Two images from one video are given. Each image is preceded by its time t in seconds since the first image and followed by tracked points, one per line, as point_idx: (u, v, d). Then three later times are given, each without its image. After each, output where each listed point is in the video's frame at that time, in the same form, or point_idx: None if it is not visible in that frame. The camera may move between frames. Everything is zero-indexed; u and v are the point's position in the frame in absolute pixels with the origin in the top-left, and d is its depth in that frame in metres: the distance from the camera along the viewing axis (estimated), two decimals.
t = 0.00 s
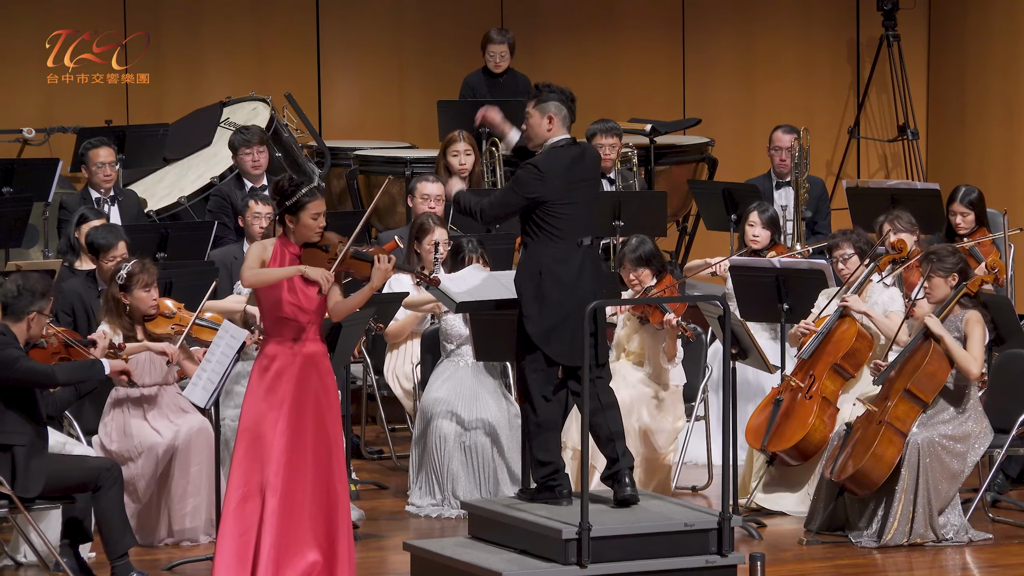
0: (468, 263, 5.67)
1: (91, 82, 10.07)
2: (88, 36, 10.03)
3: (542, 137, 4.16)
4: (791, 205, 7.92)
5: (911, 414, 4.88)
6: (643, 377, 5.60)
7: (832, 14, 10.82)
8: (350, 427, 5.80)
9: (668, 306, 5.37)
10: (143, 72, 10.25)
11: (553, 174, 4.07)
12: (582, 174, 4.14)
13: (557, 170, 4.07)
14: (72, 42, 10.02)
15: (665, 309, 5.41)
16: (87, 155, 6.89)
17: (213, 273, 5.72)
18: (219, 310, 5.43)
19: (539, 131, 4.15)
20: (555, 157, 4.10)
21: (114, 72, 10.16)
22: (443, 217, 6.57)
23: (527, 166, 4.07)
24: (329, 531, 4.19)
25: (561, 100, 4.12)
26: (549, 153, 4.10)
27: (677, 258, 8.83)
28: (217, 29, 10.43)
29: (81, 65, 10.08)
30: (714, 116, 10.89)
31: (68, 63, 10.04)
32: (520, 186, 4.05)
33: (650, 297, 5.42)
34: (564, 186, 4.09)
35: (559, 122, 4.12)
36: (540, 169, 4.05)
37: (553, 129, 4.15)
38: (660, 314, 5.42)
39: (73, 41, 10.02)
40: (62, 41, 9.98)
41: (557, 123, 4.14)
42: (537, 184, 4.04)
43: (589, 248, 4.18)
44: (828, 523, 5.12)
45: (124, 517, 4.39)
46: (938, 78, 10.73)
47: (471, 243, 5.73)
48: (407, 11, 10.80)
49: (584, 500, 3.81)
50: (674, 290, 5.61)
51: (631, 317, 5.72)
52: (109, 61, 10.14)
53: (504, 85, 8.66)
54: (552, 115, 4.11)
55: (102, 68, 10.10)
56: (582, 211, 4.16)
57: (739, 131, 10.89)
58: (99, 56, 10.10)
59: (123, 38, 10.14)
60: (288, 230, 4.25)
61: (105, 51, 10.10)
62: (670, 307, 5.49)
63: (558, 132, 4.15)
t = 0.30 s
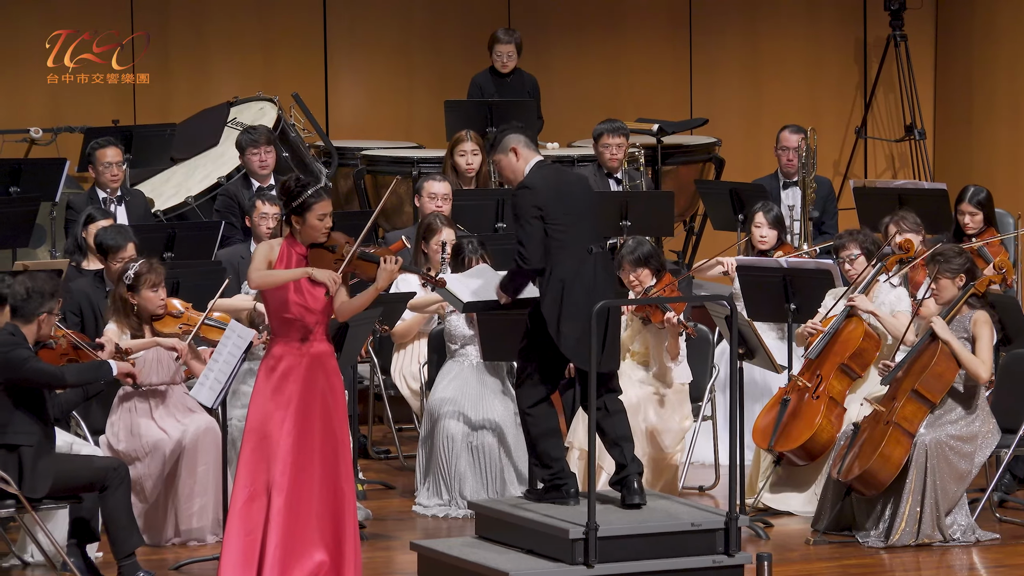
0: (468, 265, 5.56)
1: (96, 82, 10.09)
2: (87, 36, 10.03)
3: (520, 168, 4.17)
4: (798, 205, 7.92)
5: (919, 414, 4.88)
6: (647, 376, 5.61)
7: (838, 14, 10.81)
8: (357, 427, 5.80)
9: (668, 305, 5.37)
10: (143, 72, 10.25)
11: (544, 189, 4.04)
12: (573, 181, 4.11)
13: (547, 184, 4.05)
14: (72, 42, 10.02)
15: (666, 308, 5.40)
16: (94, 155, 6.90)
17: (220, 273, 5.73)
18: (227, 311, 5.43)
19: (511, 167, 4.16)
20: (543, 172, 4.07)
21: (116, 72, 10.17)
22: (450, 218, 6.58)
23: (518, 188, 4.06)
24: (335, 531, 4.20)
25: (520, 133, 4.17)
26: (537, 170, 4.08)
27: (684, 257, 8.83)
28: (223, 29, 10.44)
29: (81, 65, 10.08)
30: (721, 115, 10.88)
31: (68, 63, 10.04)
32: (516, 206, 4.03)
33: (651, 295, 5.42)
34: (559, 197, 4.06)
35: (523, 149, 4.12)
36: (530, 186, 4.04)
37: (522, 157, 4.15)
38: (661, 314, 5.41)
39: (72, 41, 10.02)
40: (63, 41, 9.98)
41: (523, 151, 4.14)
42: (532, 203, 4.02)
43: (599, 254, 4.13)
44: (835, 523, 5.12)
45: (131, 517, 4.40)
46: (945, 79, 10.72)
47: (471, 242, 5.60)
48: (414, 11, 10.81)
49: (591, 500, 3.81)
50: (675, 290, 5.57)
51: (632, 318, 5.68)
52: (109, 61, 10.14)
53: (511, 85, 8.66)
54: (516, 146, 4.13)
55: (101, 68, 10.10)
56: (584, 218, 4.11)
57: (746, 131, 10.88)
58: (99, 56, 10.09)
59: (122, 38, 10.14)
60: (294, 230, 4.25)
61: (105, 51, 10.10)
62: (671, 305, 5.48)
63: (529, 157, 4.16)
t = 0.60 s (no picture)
0: (469, 265, 5.49)
1: (96, 82, 10.10)
2: (88, 36, 10.04)
3: (536, 171, 4.20)
4: (806, 205, 7.91)
5: (927, 414, 4.87)
6: (650, 375, 5.61)
7: (845, 15, 10.79)
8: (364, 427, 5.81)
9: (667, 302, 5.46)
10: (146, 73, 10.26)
11: (558, 193, 4.06)
12: (585, 186, 4.13)
13: (561, 188, 4.07)
14: (72, 42, 10.03)
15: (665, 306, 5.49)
16: (101, 154, 6.91)
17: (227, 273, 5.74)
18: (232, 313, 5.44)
19: (525, 169, 4.19)
20: (556, 177, 4.10)
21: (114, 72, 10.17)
22: (458, 218, 6.58)
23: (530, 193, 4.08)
24: (342, 530, 4.20)
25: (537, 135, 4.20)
26: (549, 175, 4.11)
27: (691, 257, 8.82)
28: (228, 29, 10.46)
29: (81, 66, 10.09)
30: (728, 115, 10.87)
31: (68, 63, 10.05)
32: (529, 211, 4.05)
33: (651, 294, 5.44)
34: (572, 201, 4.08)
35: (538, 151, 4.16)
36: (543, 189, 4.06)
37: (538, 158, 4.18)
38: (660, 313, 5.47)
39: (72, 41, 10.02)
40: (62, 41, 9.99)
41: (539, 153, 4.18)
42: (546, 206, 4.04)
43: (611, 258, 4.14)
44: (842, 523, 5.12)
45: (138, 517, 4.41)
46: (953, 79, 10.70)
47: (472, 242, 5.53)
48: (421, 12, 10.82)
49: (598, 500, 3.81)
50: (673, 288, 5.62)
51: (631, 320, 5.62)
52: (109, 61, 10.15)
53: (517, 85, 8.66)
54: (531, 147, 4.17)
55: (101, 69, 10.11)
56: (596, 222, 4.13)
57: (753, 131, 10.88)
58: (99, 56, 10.10)
59: (123, 38, 10.15)
60: (301, 230, 4.25)
61: (105, 51, 10.11)
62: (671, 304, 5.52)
63: (544, 159, 4.19)
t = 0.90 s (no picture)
0: (471, 266, 5.47)
1: (105, 82, 10.12)
2: (87, 36, 10.04)
3: (577, 144, 4.15)
4: (813, 205, 7.91)
5: (935, 414, 4.87)
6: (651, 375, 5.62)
7: (852, 14, 10.79)
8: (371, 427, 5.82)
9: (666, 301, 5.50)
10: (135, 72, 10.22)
11: (590, 176, 4.01)
12: (618, 177, 4.08)
13: (594, 172, 4.02)
14: (72, 42, 10.03)
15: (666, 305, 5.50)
16: (109, 154, 6.93)
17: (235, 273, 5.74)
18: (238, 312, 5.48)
19: (568, 142, 4.15)
20: (594, 159, 4.04)
21: (120, 71, 10.19)
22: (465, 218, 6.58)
23: (563, 168, 4.02)
24: (351, 531, 4.22)
25: (589, 109, 4.11)
26: (586, 156, 4.04)
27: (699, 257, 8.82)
28: (235, 29, 10.48)
29: (82, 66, 10.09)
30: (736, 115, 10.86)
31: (68, 63, 10.05)
32: (557, 188, 3.98)
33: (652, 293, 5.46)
34: (601, 189, 4.03)
35: (580, 126, 4.12)
36: (576, 171, 4.00)
37: (581, 132, 4.13)
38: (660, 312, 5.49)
39: (73, 41, 10.02)
40: (62, 41, 9.99)
41: (580, 128, 4.12)
42: (574, 186, 3.98)
43: (625, 251, 4.10)
44: (850, 523, 5.11)
45: (146, 517, 4.42)
46: (961, 78, 10.68)
47: (472, 242, 5.51)
48: (429, 12, 10.83)
49: (606, 500, 3.82)
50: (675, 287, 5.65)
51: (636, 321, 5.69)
52: (109, 61, 10.15)
53: (524, 84, 8.66)
54: (574, 122, 4.13)
55: (102, 69, 10.11)
56: (620, 213, 4.09)
57: (760, 131, 10.87)
58: (99, 56, 10.11)
59: (122, 38, 10.14)
60: (313, 230, 4.24)
61: (105, 51, 10.11)
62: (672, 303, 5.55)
63: (588, 134, 4.12)
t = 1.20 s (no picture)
0: (472, 267, 5.46)
1: (112, 82, 10.14)
2: (87, 36, 10.04)
3: (608, 137, 4.12)
4: (820, 205, 7.90)
5: (942, 414, 4.87)
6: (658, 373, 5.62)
7: (860, 13, 10.78)
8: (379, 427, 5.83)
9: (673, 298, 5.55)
10: (143, 72, 10.24)
11: (614, 172, 3.99)
12: (644, 177, 4.05)
13: (617, 171, 3.99)
14: (72, 42, 10.03)
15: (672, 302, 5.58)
16: (121, 150, 6.95)
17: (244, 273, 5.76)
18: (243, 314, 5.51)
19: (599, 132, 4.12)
20: (618, 157, 4.01)
21: (120, 71, 10.18)
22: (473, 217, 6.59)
23: (587, 160, 4.00)
24: (360, 530, 4.22)
25: (622, 105, 4.04)
26: (611, 153, 4.01)
27: (706, 257, 8.82)
28: (242, 29, 10.49)
29: (81, 66, 10.08)
30: (743, 114, 10.85)
31: (68, 63, 10.05)
32: (578, 176, 3.97)
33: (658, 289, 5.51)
34: (624, 187, 4.01)
35: (613, 123, 4.06)
36: (599, 166, 3.98)
37: (612, 127, 4.08)
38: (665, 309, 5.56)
39: (73, 41, 10.02)
40: (62, 41, 9.99)
41: (612, 123, 4.07)
42: (593, 181, 3.97)
43: (644, 249, 4.07)
44: (858, 523, 5.11)
45: (154, 517, 4.42)
46: (968, 79, 10.67)
47: (474, 243, 5.50)
48: (436, 12, 10.84)
49: (613, 500, 3.82)
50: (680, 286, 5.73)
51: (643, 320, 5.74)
52: (109, 61, 10.14)
53: (531, 84, 8.66)
54: (607, 117, 4.06)
55: (101, 69, 10.10)
56: (643, 212, 4.07)
57: (768, 131, 10.86)
58: (99, 56, 10.10)
59: (122, 38, 10.13)
60: (326, 227, 4.23)
61: (105, 51, 10.10)
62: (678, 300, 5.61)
63: (618, 130, 4.07)
